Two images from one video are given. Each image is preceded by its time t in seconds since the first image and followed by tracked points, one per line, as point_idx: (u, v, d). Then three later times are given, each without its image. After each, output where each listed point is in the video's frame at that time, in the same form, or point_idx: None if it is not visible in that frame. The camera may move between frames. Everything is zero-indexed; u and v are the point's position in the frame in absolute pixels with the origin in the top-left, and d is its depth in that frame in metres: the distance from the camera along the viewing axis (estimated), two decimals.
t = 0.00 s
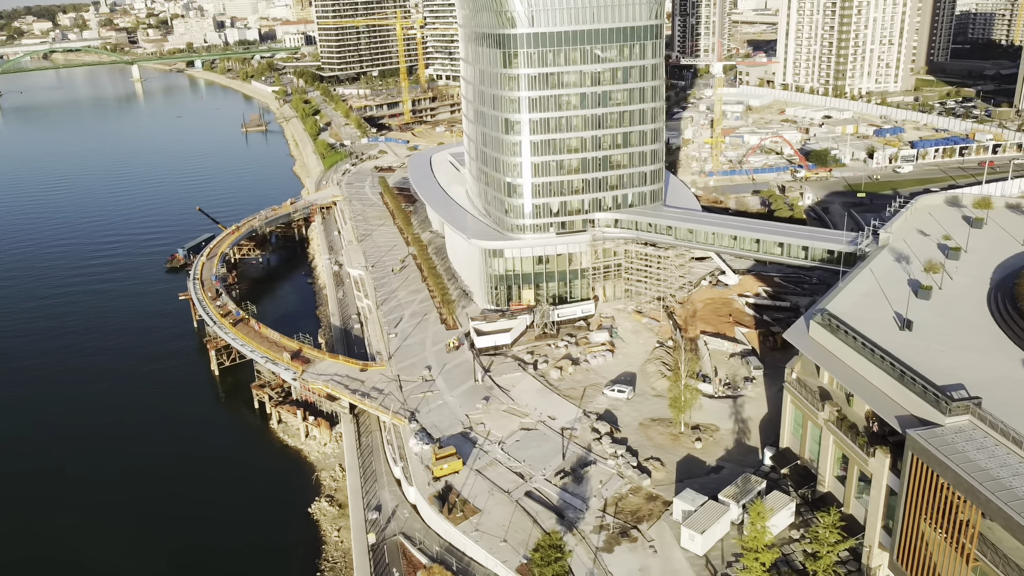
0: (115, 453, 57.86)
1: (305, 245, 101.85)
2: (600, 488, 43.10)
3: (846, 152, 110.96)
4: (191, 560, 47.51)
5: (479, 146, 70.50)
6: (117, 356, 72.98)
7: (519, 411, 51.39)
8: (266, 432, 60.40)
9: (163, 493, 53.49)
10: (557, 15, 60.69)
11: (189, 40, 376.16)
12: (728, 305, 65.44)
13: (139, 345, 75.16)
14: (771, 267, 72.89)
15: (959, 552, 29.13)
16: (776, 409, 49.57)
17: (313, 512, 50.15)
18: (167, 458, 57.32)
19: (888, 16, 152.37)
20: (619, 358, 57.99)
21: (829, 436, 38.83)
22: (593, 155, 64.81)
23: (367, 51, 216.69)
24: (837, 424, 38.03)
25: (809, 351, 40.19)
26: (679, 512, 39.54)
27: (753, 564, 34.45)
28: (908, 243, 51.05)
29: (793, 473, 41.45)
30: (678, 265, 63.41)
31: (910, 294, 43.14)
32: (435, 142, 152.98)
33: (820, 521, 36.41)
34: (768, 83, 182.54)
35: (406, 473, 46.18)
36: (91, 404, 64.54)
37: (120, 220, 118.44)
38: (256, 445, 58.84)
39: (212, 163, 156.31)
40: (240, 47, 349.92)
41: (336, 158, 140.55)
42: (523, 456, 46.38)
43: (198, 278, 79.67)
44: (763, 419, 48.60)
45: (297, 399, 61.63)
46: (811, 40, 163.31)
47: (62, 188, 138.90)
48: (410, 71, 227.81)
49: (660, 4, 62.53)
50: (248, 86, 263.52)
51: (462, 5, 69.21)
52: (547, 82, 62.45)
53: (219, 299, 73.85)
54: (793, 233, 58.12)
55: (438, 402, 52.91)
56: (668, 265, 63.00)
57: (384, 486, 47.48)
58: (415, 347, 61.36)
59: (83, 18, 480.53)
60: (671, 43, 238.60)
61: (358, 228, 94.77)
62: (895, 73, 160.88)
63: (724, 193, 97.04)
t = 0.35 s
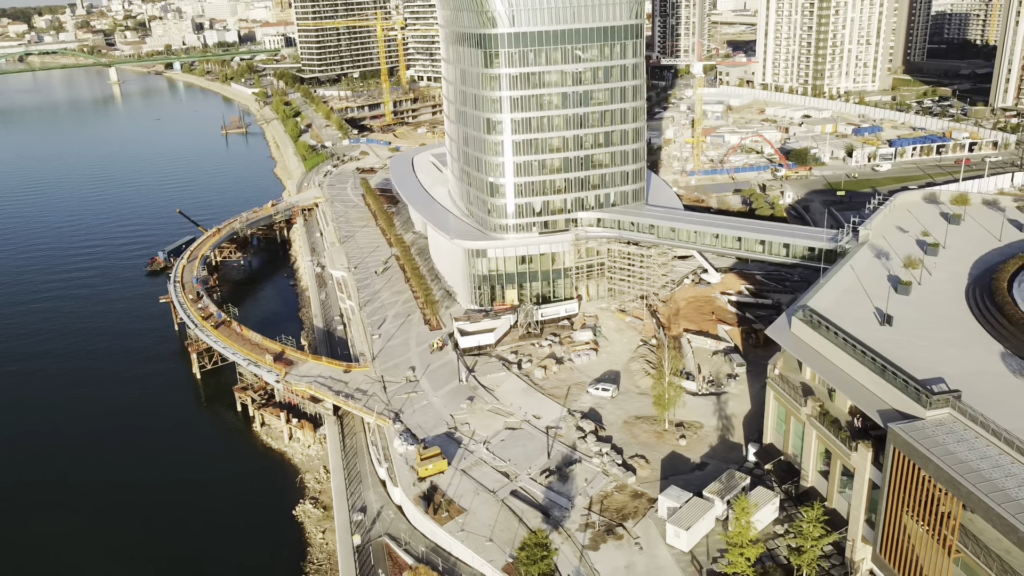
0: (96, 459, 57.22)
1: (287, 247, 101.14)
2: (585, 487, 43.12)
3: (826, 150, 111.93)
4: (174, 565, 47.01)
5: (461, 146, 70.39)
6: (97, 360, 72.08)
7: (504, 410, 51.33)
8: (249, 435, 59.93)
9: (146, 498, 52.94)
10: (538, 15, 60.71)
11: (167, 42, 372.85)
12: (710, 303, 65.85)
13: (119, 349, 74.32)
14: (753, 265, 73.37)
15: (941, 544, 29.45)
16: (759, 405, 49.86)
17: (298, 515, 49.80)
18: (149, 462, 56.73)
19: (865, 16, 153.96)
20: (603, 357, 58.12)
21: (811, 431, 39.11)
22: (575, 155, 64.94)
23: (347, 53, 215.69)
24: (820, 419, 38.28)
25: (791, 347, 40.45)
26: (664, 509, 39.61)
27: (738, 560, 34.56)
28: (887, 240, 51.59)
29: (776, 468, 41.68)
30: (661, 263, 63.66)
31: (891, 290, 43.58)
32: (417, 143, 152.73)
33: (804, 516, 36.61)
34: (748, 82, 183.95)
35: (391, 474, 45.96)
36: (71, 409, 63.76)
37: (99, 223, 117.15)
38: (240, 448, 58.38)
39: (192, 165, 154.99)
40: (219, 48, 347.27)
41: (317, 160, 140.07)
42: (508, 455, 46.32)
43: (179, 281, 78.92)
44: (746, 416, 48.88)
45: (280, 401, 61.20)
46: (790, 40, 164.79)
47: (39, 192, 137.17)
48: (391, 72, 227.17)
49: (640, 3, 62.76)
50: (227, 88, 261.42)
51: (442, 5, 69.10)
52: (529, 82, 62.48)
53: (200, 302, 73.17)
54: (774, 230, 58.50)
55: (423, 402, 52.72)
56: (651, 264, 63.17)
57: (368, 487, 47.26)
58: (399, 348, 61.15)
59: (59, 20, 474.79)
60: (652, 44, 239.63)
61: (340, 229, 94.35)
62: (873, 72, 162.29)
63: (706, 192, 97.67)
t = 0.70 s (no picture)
0: (95, 459, 57.11)
1: (284, 247, 101.00)
2: (584, 486, 43.09)
3: (823, 150, 112.09)
4: (172, 565, 46.85)
5: (459, 146, 70.35)
6: (94, 361, 71.91)
7: (502, 410, 51.29)
8: (248, 435, 59.83)
9: (144, 498, 52.88)
10: (535, 15, 60.70)
11: (165, 43, 372.69)
12: (708, 303, 65.92)
13: (116, 350, 74.16)
14: (750, 265, 73.44)
15: (940, 543, 29.47)
16: (757, 404, 49.88)
17: (296, 515, 49.69)
18: (148, 462, 56.71)
19: (862, 16, 153.96)
20: (601, 357, 58.12)
21: (809, 430, 39.16)
22: (573, 154, 64.94)
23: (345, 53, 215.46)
24: (818, 418, 38.28)
25: (789, 346, 40.46)
26: (662, 508, 39.58)
27: (737, 559, 34.52)
28: (885, 239, 51.66)
29: (775, 467, 41.67)
30: (659, 263, 63.60)
31: (889, 289, 43.63)
32: (415, 143, 152.75)
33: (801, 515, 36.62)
34: (745, 82, 184.21)
35: (389, 474, 45.92)
36: (70, 409, 63.72)
37: (96, 224, 117.00)
38: (238, 448, 58.31)
39: (189, 166, 154.82)
40: (217, 49, 346.87)
41: (315, 161, 140.05)
42: (506, 454, 46.29)
43: (176, 282, 78.79)
44: (744, 415, 48.91)
45: (278, 401, 61.10)
46: (787, 40, 165.02)
47: (36, 193, 137.01)
48: (389, 73, 227.09)
49: (636, 3, 62.82)
50: (225, 89, 261.08)
51: (440, 5, 69.10)
52: (526, 81, 62.48)
53: (198, 302, 73.06)
54: (772, 230, 58.50)
55: (421, 402, 52.66)
56: (649, 264, 63.11)
57: (366, 487, 47.21)
58: (396, 348, 61.11)
59: (55, 21, 474.04)
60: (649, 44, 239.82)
61: (338, 230, 94.31)
62: (870, 72, 162.01)
63: (703, 192, 97.77)
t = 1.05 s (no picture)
0: (94, 459, 57.03)
1: (283, 248, 100.93)
2: (583, 486, 43.03)
3: (822, 151, 112.18)
4: (170, 566, 46.76)
5: (458, 146, 70.31)
6: (94, 362, 71.86)
7: (501, 410, 51.22)
8: (246, 435, 59.77)
9: (143, 498, 52.85)
10: (534, 14, 60.67)
11: (164, 44, 372.49)
12: (707, 303, 65.93)
13: (115, 351, 74.03)
14: (750, 265, 73.43)
15: (939, 542, 29.45)
16: (756, 404, 49.86)
17: (294, 515, 49.60)
18: (147, 462, 56.71)
19: (861, 17, 154.01)
20: (600, 357, 58.07)
21: (808, 430, 39.15)
22: (572, 154, 64.92)
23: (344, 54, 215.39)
24: (818, 417, 38.24)
25: (788, 345, 40.40)
26: (662, 508, 39.52)
27: (736, 559, 34.47)
28: (883, 239, 51.66)
29: (774, 467, 41.62)
30: (658, 263, 63.53)
31: (888, 289, 43.61)
32: (414, 144, 152.79)
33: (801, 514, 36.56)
34: (745, 83, 184.30)
35: (388, 474, 45.85)
36: (70, 409, 63.73)
37: (95, 225, 116.87)
38: (237, 448, 58.26)
39: (188, 167, 154.79)
40: (216, 50, 346.45)
41: (314, 161, 139.97)
42: (505, 455, 46.24)
43: (175, 282, 78.71)
44: (743, 415, 48.87)
45: (276, 402, 61.00)
46: (786, 41, 165.13)
47: (35, 194, 136.86)
48: (388, 74, 226.96)
49: (635, 3, 62.83)
50: (224, 89, 261.03)
51: (439, 6, 69.09)
52: (526, 81, 62.46)
53: (197, 302, 72.99)
54: (771, 230, 58.47)
55: (420, 402, 52.61)
56: (648, 264, 63.05)
57: (365, 487, 47.16)
58: (395, 348, 61.09)
59: (55, 22, 473.58)
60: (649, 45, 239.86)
61: (337, 230, 94.25)
62: (868, 73, 162.66)
63: (702, 193, 97.80)
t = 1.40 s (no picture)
0: (93, 460, 56.98)
1: (282, 248, 100.86)
2: (582, 486, 43.00)
3: (821, 152, 112.25)
4: (170, 567, 46.74)
5: (457, 147, 70.32)
6: (93, 363, 71.79)
7: (500, 411, 51.18)
8: (245, 436, 59.70)
9: (142, 498, 52.82)
10: (533, 15, 60.64)
11: (162, 45, 372.01)
12: (706, 303, 65.93)
13: (114, 351, 73.94)
14: (749, 265, 73.43)
15: (939, 542, 29.45)
16: (756, 404, 49.81)
17: (293, 516, 49.52)
18: (147, 463, 56.65)
19: (859, 17, 154.06)
20: (599, 357, 58.06)
21: (808, 429, 39.10)
22: (571, 155, 64.92)
23: (343, 55, 215.32)
24: (817, 417, 38.23)
25: (788, 345, 40.36)
26: (661, 508, 39.48)
27: (735, 559, 34.46)
28: (882, 239, 51.67)
29: (774, 467, 41.61)
30: (657, 263, 63.51)
31: (886, 289, 43.60)
32: (413, 145, 152.80)
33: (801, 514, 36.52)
34: (744, 84, 184.33)
35: (387, 475, 45.81)
36: (69, 410, 63.65)
37: (94, 226, 116.76)
38: (236, 449, 58.19)
39: (187, 167, 154.69)
40: (215, 51, 346.22)
41: (313, 162, 139.90)
42: (504, 455, 46.20)
43: (174, 283, 78.65)
44: (743, 415, 48.86)
45: (275, 402, 60.94)
46: (785, 42, 165.18)
47: (34, 195, 136.63)
48: (387, 74, 226.92)
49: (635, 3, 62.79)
50: (223, 90, 260.93)
51: (438, 6, 69.04)
52: (525, 82, 62.45)
53: (196, 303, 72.91)
54: (771, 230, 58.46)
55: (419, 402, 52.59)
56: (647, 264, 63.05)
57: (364, 488, 47.13)
58: (394, 348, 61.05)
59: (54, 23, 473.31)
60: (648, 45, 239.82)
61: (335, 231, 94.18)
62: (867, 73, 162.99)
63: (701, 193, 97.85)
